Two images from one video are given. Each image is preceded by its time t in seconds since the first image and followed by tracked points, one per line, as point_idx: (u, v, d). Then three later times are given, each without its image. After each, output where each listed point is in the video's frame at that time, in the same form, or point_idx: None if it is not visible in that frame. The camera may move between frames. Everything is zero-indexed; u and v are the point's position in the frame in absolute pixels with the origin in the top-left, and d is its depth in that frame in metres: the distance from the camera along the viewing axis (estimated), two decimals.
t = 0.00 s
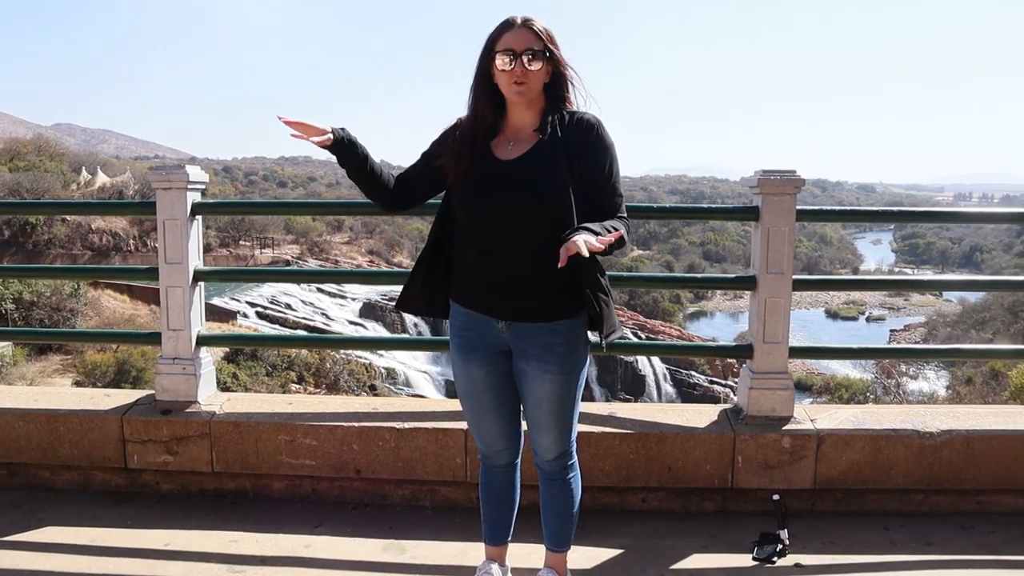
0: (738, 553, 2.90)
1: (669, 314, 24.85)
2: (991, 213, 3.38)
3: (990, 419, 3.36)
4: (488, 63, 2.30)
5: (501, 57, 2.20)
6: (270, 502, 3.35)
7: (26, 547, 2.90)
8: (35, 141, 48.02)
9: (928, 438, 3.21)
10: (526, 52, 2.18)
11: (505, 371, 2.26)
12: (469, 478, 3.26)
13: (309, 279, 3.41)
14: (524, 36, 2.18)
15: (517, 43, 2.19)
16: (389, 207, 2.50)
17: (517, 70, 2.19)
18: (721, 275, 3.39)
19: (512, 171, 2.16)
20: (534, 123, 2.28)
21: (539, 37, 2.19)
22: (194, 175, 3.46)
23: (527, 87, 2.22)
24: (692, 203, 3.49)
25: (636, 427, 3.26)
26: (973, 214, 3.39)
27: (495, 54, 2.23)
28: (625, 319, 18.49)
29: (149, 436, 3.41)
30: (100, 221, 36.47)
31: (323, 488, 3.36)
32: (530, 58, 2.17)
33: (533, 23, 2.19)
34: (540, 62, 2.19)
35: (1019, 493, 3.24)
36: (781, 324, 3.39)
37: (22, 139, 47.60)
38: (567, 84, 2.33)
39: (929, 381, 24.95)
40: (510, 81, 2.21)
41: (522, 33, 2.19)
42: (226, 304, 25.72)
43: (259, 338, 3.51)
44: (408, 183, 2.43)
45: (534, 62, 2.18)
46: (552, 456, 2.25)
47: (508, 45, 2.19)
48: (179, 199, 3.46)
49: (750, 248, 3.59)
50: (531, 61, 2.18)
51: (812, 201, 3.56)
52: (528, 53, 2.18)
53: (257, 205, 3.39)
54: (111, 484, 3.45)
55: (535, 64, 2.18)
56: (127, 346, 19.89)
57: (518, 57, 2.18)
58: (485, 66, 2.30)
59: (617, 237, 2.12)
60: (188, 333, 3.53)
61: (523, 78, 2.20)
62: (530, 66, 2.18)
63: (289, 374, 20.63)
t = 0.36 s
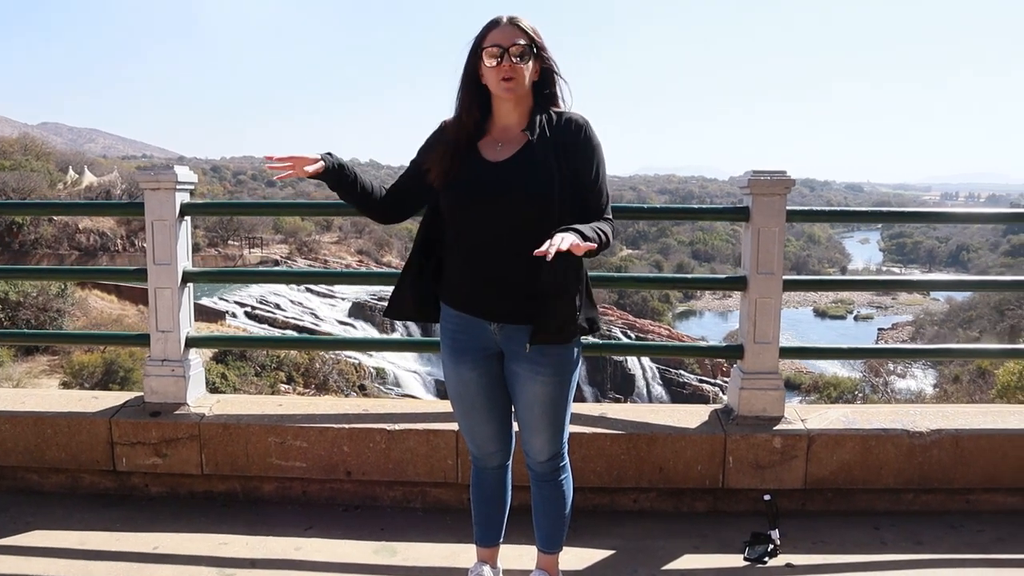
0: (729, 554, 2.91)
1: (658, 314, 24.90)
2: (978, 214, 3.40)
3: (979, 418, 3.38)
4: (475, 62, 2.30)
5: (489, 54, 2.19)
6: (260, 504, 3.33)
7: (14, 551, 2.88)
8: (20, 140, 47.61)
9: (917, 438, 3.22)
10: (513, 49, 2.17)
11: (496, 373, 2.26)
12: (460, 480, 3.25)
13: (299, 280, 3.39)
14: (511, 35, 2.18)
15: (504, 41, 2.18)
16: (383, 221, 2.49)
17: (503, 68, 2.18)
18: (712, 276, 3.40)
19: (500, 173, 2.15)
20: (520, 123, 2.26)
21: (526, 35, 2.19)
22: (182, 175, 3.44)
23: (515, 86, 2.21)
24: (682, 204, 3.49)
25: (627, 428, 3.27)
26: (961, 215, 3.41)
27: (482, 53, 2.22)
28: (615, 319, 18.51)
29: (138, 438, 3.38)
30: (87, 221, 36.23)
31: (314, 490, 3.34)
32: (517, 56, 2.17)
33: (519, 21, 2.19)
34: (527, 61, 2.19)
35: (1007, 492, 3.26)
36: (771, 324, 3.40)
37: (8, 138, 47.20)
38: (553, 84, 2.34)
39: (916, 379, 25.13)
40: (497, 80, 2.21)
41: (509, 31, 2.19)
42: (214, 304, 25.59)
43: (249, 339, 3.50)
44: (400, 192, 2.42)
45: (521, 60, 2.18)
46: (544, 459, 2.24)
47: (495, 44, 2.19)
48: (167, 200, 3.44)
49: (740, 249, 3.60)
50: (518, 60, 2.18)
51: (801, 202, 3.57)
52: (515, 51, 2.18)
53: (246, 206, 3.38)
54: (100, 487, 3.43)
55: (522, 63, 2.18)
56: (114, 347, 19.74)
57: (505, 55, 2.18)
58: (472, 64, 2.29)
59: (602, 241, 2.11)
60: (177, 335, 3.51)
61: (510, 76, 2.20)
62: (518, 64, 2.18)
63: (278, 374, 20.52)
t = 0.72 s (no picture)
0: (725, 554, 2.91)
1: (650, 314, 24.94)
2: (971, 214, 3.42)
3: (972, 418, 3.39)
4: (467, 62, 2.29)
5: (480, 56, 2.19)
6: (255, 506, 3.32)
7: (6, 554, 2.86)
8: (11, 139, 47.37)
9: (911, 438, 3.24)
10: (505, 51, 2.17)
11: (492, 374, 2.25)
12: (455, 480, 3.25)
13: (293, 281, 3.38)
14: (502, 36, 2.18)
15: (495, 41, 2.18)
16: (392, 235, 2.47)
17: (495, 69, 2.18)
18: (706, 276, 3.40)
19: (494, 172, 2.14)
20: (511, 124, 2.25)
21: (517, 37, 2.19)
22: (176, 176, 3.43)
23: (506, 87, 2.20)
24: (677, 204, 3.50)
25: (623, 429, 3.27)
26: (954, 215, 3.42)
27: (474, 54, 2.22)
28: (608, 319, 18.55)
29: (131, 440, 3.37)
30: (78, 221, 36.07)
31: (309, 492, 3.33)
32: (509, 58, 2.17)
33: (510, 22, 2.19)
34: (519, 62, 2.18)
35: (1001, 491, 3.27)
36: (766, 325, 3.40)
37: None
38: (545, 85, 2.34)
39: (908, 378, 25.27)
40: (488, 81, 2.20)
41: (501, 32, 2.19)
42: (207, 305, 25.51)
43: (243, 341, 3.49)
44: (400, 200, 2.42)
45: (512, 61, 2.18)
46: (540, 459, 2.24)
47: (487, 45, 2.18)
48: (161, 201, 3.42)
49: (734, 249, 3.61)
50: (509, 60, 2.17)
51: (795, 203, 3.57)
52: (507, 52, 2.17)
53: (239, 207, 3.36)
54: (93, 489, 3.41)
55: (514, 63, 2.18)
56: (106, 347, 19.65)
57: (497, 56, 2.17)
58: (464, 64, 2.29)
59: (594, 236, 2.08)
60: (171, 336, 3.49)
61: (501, 78, 2.19)
62: (509, 66, 2.18)
63: (271, 373, 20.47)
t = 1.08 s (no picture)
0: (722, 553, 2.92)
1: (646, 314, 24.97)
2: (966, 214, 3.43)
3: (967, 417, 3.40)
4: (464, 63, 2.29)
5: (478, 58, 2.19)
6: (251, 507, 3.32)
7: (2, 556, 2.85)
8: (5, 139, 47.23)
9: (907, 437, 3.25)
10: (502, 52, 2.17)
11: (489, 375, 2.25)
12: (452, 481, 3.25)
13: (289, 281, 3.38)
14: (500, 38, 2.19)
15: (493, 43, 2.18)
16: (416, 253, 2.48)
17: (492, 69, 2.18)
18: (703, 276, 3.41)
19: (491, 172, 2.14)
20: (507, 124, 2.25)
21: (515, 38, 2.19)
22: (172, 177, 3.42)
23: (503, 88, 2.20)
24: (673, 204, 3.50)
25: (619, 429, 3.27)
26: (948, 215, 3.44)
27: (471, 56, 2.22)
28: (603, 319, 18.58)
29: (127, 441, 3.36)
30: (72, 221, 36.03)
31: (305, 492, 3.33)
32: (507, 59, 2.17)
33: (507, 23, 2.20)
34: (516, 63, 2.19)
35: (996, 490, 3.29)
36: (762, 324, 3.41)
37: None
38: (540, 88, 2.34)
39: (902, 378, 25.35)
40: (485, 81, 2.20)
41: (498, 34, 2.19)
42: (202, 305, 25.48)
43: (239, 341, 3.48)
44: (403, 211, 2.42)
45: (509, 61, 2.18)
46: (537, 459, 2.24)
47: (485, 45, 2.19)
48: (157, 202, 3.42)
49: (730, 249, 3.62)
50: (506, 61, 2.18)
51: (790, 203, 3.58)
52: (504, 53, 2.17)
53: (235, 207, 3.36)
54: (89, 491, 3.40)
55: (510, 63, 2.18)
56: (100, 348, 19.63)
57: (494, 57, 2.18)
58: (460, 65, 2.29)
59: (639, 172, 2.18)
60: (167, 337, 3.49)
61: (498, 79, 2.19)
62: (506, 67, 2.18)
63: (266, 373, 20.43)
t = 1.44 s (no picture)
0: (717, 553, 2.93)
1: (642, 315, 24.99)
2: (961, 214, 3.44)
3: (962, 416, 3.42)
4: (461, 65, 2.30)
5: (474, 61, 2.20)
6: (248, 507, 3.32)
7: None
8: None
9: (902, 436, 3.26)
10: (498, 55, 2.18)
11: (485, 375, 2.26)
12: (448, 481, 3.26)
13: (285, 281, 3.38)
14: (496, 40, 2.19)
15: (490, 47, 2.19)
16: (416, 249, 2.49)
17: (489, 75, 2.19)
18: (699, 277, 3.42)
19: (486, 171, 2.14)
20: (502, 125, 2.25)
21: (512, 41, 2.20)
22: (168, 177, 3.42)
23: (499, 90, 2.21)
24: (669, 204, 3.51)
25: (615, 429, 3.28)
26: (943, 215, 3.45)
27: (467, 58, 2.23)
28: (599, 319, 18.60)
29: (123, 442, 3.35)
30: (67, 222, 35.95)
31: (301, 493, 3.33)
32: (503, 62, 2.18)
33: (505, 28, 2.20)
34: (512, 66, 2.19)
35: (991, 489, 3.30)
36: (758, 325, 3.42)
37: None
38: (536, 87, 2.34)
39: (898, 377, 25.43)
40: (482, 86, 2.21)
41: (495, 37, 2.20)
42: (198, 305, 25.45)
43: (236, 342, 3.48)
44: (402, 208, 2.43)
45: (506, 67, 2.19)
46: (533, 459, 2.25)
47: (483, 50, 2.19)
48: (153, 202, 3.41)
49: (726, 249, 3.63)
50: (503, 66, 2.18)
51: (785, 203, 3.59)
52: (500, 56, 2.18)
53: (231, 208, 3.36)
54: (85, 491, 3.39)
55: (507, 70, 2.19)
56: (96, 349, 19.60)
57: (491, 62, 2.18)
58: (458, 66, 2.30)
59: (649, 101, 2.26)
60: (163, 337, 3.48)
61: (494, 83, 2.20)
62: (502, 70, 2.18)
63: (262, 373, 20.41)
